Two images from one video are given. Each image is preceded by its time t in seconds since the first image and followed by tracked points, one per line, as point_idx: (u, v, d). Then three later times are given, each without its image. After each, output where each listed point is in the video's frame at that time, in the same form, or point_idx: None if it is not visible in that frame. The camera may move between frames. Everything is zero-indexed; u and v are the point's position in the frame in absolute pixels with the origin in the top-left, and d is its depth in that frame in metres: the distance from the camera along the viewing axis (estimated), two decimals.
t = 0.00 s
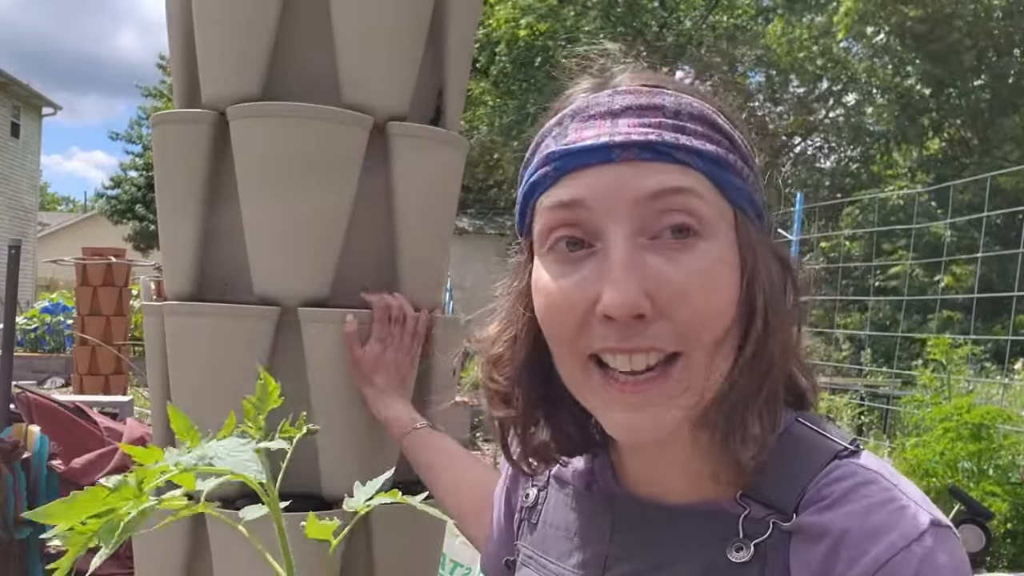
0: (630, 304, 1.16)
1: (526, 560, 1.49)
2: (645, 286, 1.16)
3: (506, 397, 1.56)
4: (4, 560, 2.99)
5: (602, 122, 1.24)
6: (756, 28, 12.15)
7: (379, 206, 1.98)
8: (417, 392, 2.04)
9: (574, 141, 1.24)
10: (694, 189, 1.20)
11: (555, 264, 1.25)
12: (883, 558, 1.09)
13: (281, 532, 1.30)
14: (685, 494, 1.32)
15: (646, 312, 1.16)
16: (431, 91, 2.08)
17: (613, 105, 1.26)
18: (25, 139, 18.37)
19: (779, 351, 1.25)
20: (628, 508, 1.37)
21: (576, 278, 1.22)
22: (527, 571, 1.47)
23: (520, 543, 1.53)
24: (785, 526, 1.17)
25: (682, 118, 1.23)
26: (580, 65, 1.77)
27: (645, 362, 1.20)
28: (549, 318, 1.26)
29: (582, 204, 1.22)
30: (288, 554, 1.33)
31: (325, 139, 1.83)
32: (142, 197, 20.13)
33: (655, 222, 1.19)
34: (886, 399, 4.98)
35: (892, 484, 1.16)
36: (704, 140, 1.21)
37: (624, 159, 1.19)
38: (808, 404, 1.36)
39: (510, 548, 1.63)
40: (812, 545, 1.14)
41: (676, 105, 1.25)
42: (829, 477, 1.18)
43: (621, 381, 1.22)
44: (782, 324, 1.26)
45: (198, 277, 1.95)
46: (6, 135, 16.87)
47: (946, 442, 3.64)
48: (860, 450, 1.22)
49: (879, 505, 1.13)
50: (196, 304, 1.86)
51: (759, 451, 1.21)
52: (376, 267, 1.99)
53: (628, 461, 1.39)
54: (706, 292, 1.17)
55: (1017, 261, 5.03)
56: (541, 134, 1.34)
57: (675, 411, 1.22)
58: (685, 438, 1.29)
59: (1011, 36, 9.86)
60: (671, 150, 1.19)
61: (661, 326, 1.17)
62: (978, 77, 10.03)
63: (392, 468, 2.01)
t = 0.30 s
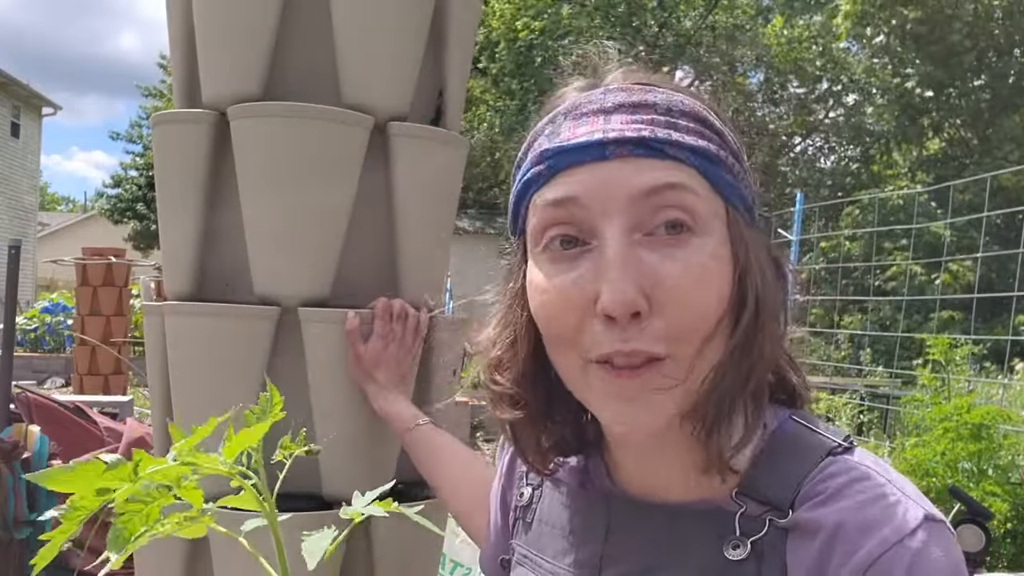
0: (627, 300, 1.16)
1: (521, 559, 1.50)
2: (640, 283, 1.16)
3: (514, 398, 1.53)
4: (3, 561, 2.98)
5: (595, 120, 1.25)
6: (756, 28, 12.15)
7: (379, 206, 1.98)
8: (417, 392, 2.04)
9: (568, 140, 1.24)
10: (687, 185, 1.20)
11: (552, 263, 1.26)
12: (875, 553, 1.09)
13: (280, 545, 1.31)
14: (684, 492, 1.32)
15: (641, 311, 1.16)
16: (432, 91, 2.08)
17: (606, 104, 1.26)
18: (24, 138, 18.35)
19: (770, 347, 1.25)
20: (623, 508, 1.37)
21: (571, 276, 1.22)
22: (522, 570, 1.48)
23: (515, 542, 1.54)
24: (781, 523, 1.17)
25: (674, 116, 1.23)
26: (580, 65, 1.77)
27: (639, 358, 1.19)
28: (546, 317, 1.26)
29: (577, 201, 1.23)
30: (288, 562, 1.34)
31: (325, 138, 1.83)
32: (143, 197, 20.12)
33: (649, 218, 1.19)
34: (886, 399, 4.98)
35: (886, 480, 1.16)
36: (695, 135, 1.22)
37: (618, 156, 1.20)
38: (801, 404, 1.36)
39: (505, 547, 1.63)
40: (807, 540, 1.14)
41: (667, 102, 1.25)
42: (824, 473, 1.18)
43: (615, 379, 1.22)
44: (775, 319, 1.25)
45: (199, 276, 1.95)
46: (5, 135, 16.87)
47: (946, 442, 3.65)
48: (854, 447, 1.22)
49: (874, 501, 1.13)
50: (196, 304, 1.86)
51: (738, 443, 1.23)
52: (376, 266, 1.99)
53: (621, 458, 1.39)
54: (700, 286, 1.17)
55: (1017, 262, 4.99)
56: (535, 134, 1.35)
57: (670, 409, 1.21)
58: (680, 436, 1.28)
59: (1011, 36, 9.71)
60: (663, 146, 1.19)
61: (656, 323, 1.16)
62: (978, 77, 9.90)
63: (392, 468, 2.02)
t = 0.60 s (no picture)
0: (643, 254, 1.14)
1: (511, 563, 1.47)
2: (658, 241, 1.16)
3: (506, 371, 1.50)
4: (4, 561, 2.99)
5: (618, 92, 1.26)
6: (755, 27, 12.14)
7: (378, 206, 1.98)
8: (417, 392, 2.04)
9: (591, 106, 1.25)
10: (703, 160, 1.22)
11: (565, 223, 1.24)
12: (871, 554, 1.07)
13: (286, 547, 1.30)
14: (674, 498, 1.30)
15: (656, 266, 1.14)
16: (431, 91, 2.08)
17: (628, 82, 1.28)
18: (24, 138, 18.36)
19: (773, 334, 1.26)
20: (615, 511, 1.34)
21: (587, 236, 1.21)
22: None
23: (502, 547, 1.52)
24: (776, 524, 1.15)
25: (693, 97, 1.26)
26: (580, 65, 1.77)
27: (649, 320, 1.17)
28: (554, 281, 1.24)
29: (598, 164, 1.23)
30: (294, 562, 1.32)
31: (325, 138, 1.83)
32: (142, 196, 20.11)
33: (667, 186, 1.20)
34: (886, 399, 4.98)
35: (878, 478, 1.15)
36: (712, 119, 1.25)
37: (641, 124, 1.21)
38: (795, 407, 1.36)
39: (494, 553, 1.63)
40: (801, 541, 1.13)
41: (686, 86, 1.28)
42: (816, 473, 1.18)
43: (623, 338, 1.19)
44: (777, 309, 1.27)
45: (198, 276, 1.95)
46: (5, 135, 16.88)
47: (946, 443, 3.64)
48: (844, 445, 1.22)
49: (868, 499, 1.12)
50: (196, 304, 1.86)
51: (757, 436, 1.20)
52: (376, 266, 1.99)
53: (612, 456, 1.36)
54: (712, 256, 1.17)
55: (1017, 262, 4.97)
56: (552, 111, 1.36)
57: (677, 374, 1.19)
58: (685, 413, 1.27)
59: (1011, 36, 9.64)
60: (684, 121, 1.22)
61: (668, 283, 1.15)
62: (978, 78, 9.85)
63: (391, 468, 2.02)
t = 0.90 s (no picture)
0: (654, 257, 1.15)
1: (511, 562, 1.46)
2: (668, 245, 1.16)
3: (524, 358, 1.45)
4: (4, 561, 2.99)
5: (634, 94, 1.26)
6: (756, 27, 12.17)
7: (378, 207, 1.98)
8: (417, 392, 2.04)
9: (607, 108, 1.24)
10: (711, 167, 1.23)
11: (573, 223, 1.23)
12: (863, 540, 1.07)
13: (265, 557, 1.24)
14: (671, 489, 1.31)
15: (665, 270, 1.15)
16: (431, 91, 2.08)
17: (644, 85, 1.27)
18: (24, 138, 18.35)
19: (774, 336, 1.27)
20: (612, 506, 1.34)
21: (596, 235, 1.20)
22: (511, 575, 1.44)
23: (502, 547, 1.51)
24: (771, 515, 1.15)
25: (705, 105, 1.26)
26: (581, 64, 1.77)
27: (655, 322, 1.18)
28: (558, 279, 1.23)
29: (611, 165, 1.23)
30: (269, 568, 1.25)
31: (325, 137, 1.83)
32: (143, 196, 20.10)
33: (678, 190, 1.21)
34: (886, 399, 4.98)
35: (870, 465, 1.16)
36: (724, 126, 1.26)
37: (656, 129, 1.22)
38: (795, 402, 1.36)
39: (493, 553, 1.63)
40: (795, 530, 1.13)
41: (698, 93, 1.28)
42: (809, 462, 1.18)
43: (629, 339, 1.20)
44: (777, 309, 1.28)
45: (199, 276, 1.94)
46: (4, 135, 16.87)
47: (946, 442, 3.64)
48: (836, 436, 1.23)
49: (859, 486, 1.13)
50: (196, 304, 1.86)
51: (765, 440, 1.21)
52: (377, 266, 1.98)
53: (609, 453, 1.36)
54: (721, 260, 1.18)
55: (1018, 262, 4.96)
56: (562, 108, 1.34)
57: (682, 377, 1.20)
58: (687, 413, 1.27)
59: (1010, 37, 9.89)
60: (698, 129, 1.22)
61: (676, 287, 1.16)
62: (978, 77, 9.96)
63: (392, 468, 2.02)
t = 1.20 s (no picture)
0: (663, 216, 1.15)
1: (504, 563, 1.46)
2: (676, 210, 1.16)
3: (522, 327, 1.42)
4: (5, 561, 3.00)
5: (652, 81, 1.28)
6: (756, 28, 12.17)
7: (377, 207, 1.98)
8: (417, 392, 2.04)
9: (627, 88, 1.27)
10: (717, 157, 1.24)
11: (585, 188, 1.23)
12: (849, 526, 1.07)
13: None
14: (660, 487, 1.29)
15: (670, 229, 1.15)
16: (431, 91, 2.08)
17: (661, 78, 1.31)
18: (24, 139, 18.34)
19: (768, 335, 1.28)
20: (602, 504, 1.34)
21: (609, 199, 1.20)
22: None
23: (494, 549, 1.50)
24: (759, 507, 1.14)
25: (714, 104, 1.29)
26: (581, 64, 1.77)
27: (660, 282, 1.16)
28: (563, 240, 1.22)
29: (626, 139, 1.24)
30: None
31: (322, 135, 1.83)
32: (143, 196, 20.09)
33: (685, 170, 1.21)
34: (886, 399, 4.98)
35: (854, 453, 1.15)
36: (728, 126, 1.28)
37: (670, 113, 1.24)
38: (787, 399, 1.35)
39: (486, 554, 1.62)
40: (782, 520, 1.12)
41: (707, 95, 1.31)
42: (793, 451, 1.18)
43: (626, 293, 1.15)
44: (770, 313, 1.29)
45: (199, 276, 1.94)
46: (5, 135, 16.87)
47: (946, 442, 3.63)
48: (821, 427, 1.22)
49: (844, 472, 1.12)
50: (196, 304, 1.86)
51: (760, 426, 1.21)
52: (378, 266, 1.99)
53: (597, 447, 1.35)
54: (721, 240, 1.18)
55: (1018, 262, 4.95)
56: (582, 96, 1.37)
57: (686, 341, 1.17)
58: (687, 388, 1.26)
59: (1010, 36, 9.89)
60: (707, 119, 1.25)
61: (681, 247, 1.15)
62: (978, 78, 9.98)
63: (391, 468, 2.02)
